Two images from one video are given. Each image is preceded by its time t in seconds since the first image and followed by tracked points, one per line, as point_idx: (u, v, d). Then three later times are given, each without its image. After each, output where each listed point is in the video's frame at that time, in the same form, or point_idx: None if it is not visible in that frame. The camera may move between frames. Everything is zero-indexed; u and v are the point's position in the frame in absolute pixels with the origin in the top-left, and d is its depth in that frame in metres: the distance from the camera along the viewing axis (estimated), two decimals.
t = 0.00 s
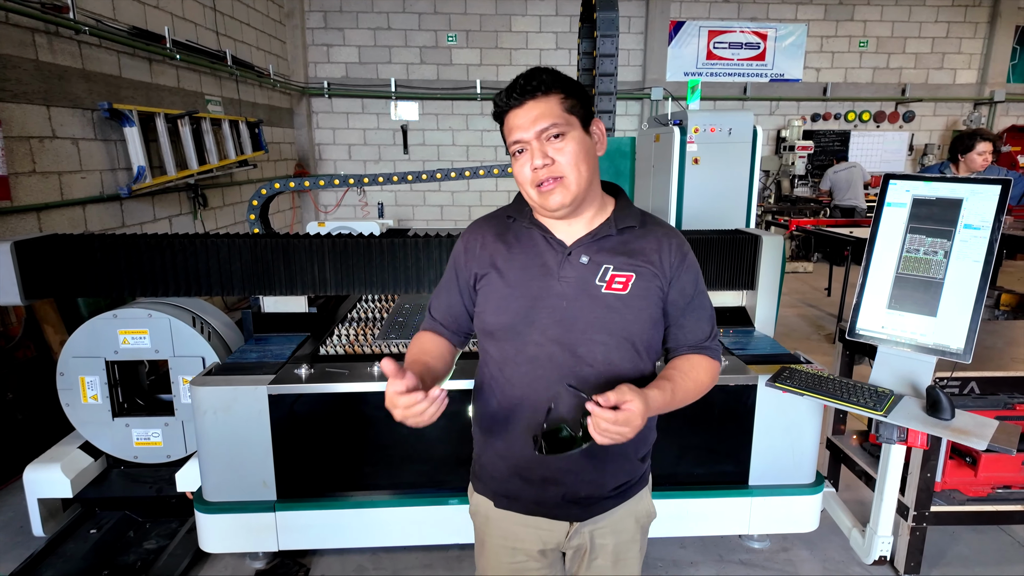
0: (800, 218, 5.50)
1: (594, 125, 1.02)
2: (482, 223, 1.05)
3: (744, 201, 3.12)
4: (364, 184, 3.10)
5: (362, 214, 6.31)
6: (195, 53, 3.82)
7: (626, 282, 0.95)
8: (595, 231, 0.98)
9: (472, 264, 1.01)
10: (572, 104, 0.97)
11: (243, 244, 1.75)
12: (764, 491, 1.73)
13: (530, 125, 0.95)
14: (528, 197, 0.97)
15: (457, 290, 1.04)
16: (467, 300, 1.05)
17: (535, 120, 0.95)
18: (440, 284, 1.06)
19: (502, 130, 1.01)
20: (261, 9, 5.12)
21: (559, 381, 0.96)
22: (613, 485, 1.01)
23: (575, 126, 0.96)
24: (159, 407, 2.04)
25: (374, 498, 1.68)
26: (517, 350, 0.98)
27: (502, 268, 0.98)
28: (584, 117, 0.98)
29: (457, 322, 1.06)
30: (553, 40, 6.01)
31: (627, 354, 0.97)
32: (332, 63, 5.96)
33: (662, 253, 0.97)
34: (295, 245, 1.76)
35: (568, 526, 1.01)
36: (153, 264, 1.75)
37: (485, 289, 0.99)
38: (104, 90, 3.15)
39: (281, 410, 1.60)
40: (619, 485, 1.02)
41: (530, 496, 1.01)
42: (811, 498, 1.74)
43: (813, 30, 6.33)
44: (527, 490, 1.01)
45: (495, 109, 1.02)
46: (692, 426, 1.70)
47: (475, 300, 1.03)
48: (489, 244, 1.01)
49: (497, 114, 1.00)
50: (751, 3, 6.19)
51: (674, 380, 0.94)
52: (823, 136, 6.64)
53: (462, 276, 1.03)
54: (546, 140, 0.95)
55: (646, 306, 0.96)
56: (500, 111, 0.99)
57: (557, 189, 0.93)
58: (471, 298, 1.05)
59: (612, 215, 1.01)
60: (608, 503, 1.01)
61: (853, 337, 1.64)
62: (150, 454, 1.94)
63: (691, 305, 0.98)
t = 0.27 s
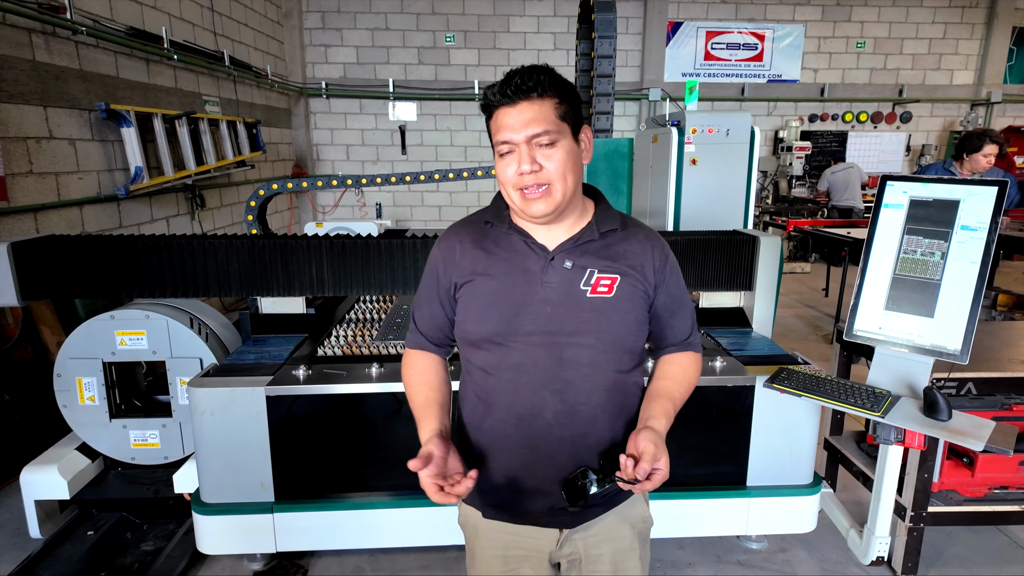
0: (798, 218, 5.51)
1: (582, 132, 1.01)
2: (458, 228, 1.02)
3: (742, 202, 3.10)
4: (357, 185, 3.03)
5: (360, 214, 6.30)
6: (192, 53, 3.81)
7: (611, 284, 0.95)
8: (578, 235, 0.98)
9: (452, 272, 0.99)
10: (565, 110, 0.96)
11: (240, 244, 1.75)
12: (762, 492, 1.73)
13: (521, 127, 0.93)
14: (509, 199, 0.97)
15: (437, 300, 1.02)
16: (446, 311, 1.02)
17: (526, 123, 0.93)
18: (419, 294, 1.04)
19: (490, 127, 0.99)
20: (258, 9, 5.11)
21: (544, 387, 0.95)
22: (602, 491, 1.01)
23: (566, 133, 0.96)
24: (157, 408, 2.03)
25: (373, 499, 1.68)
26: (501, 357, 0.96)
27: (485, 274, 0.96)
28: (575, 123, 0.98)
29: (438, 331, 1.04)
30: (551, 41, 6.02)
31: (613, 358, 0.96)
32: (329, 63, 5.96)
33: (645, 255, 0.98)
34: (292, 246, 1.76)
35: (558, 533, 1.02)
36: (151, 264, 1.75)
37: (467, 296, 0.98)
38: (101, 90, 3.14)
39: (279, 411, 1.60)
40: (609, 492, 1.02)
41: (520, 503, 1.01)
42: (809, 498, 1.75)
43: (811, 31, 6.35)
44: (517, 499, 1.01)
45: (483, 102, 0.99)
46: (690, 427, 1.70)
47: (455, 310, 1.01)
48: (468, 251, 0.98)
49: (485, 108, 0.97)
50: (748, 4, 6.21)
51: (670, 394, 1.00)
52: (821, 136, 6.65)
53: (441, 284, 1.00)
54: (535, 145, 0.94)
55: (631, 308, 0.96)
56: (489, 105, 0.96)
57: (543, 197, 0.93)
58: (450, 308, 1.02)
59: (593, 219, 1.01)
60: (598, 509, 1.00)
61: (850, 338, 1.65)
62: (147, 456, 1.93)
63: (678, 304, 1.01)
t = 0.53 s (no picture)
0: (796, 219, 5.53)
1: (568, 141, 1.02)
2: (440, 236, 1.01)
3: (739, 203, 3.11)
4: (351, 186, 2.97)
5: (359, 215, 6.31)
6: (191, 54, 3.82)
7: (595, 290, 0.96)
8: (561, 243, 0.98)
9: (437, 281, 0.98)
10: (554, 119, 0.96)
11: (239, 245, 1.75)
12: (759, 491, 1.74)
13: (512, 136, 0.93)
14: (497, 208, 0.97)
15: (422, 310, 1.00)
16: (432, 322, 1.02)
17: (517, 131, 0.92)
18: (401, 304, 1.02)
19: (477, 132, 0.98)
20: (257, 10, 5.12)
21: (528, 392, 0.96)
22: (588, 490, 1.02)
23: (555, 142, 0.96)
24: (156, 408, 2.03)
25: (371, 499, 1.69)
26: (487, 363, 0.97)
27: (471, 284, 0.96)
28: (563, 132, 0.98)
29: (424, 341, 1.03)
30: (549, 42, 6.03)
31: (597, 363, 0.97)
32: (328, 64, 5.96)
33: (628, 261, 0.99)
34: (291, 247, 1.76)
35: (546, 532, 1.04)
36: (151, 265, 1.75)
37: (453, 306, 0.97)
38: (99, 91, 3.15)
39: (278, 411, 1.60)
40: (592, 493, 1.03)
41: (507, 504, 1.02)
42: (805, 497, 1.76)
43: (808, 32, 6.37)
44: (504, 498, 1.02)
45: (471, 106, 0.97)
46: (688, 427, 1.71)
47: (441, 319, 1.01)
48: (453, 261, 0.97)
49: (473, 113, 0.96)
50: (746, 5, 6.22)
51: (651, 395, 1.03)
52: (818, 137, 6.67)
53: (426, 295, 0.99)
54: (526, 154, 0.93)
55: (615, 314, 0.97)
56: (477, 110, 0.95)
57: (532, 208, 0.94)
58: (437, 316, 1.01)
59: (578, 224, 1.01)
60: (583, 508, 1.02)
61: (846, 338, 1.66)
62: (146, 456, 1.93)
63: (662, 307, 1.02)
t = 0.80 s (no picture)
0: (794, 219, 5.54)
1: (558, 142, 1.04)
2: (435, 238, 1.03)
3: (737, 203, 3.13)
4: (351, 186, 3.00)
5: (357, 215, 6.32)
6: (189, 54, 3.82)
7: (579, 291, 0.95)
8: (549, 241, 0.98)
9: (431, 281, 1.00)
10: (546, 116, 1.00)
11: (238, 246, 1.76)
12: (756, 490, 1.75)
13: (507, 123, 0.95)
14: (489, 197, 0.97)
15: (418, 310, 1.03)
16: (426, 319, 1.04)
17: (511, 119, 0.95)
18: (399, 303, 1.05)
19: (471, 124, 1.00)
20: (255, 10, 5.12)
21: (512, 393, 0.96)
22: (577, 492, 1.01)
23: (547, 137, 0.98)
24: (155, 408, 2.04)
25: (370, 498, 1.69)
26: (473, 364, 0.98)
27: (458, 283, 0.97)
28: (553, 130, 1.01)
29: (422, 341, 1.05)
30: (547, 42, 6.04)
31: (583, 364, 0.96)
32: (326, 64, 5.96)
33: (616, 260, 0.97)
34: (289, 247, 1.77)
35: (535, 532, 1.02)
36: (149, 265, 1.76)
37: (442, 305, 0.99)
38: (98, 91, 3.15)
39: (277, 411, 1.61)
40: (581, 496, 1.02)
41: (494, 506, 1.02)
42: (802, 496, 1.76)
43: (806, 33, 6.38)
44: (491, 502, 1.02)
45: (466, 100, 1.00)
46: (685, 426, 1.72)
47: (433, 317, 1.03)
48: (443, 260, 0.99)
49: (469, 105, 0.99)
50: (744, 5, 6.23)
51: (635, 399, 0.97)
52: (816, 137, 6.69)
53: (421, 295, 1.02)
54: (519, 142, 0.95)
55: (601, 315, 0.95)
56: (473, 101, 0.98)
57: (525, 193, 0.94)
58: (431, 315, 1.03)
59: (567, 223, 1.00)
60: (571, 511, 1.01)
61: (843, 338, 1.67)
62: (146, 456, 1.94)
63: (653, 309, 0.99)
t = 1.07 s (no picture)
0: (791, 219, 5.55)
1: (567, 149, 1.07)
2: (439, 232, 1.06)
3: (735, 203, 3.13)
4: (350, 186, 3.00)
5: (356, 215, 6.32)
6: (187, 54, 3.82)
7: (568, 286, 0.93)
8: (543, 234, 0.97)
9: (429, 275, 1.02)
10: (563, 117, 1.02)
11: (235, 245, 1.76)
12: (754, 488, 1.75)
13: (526, 112, 0.97)
14: (492, 180, 0.97)
15: (416, 300, 1.07)
16: (424, 311, 1.07)
17: (530, 109, 0.97)
18: (402, 296, 1.09)
19: (490, 109, 1.02)
20: (253, 10, 5.11)
21: (501, 390, 0.97)
22: (570, 490, 1.01)
23: (561, 135, 1.01)
24: (154, 408, 2.04)
25: (369, 497, 1.70)
26: (464, 359, 0.99)
27: (451, 277, 0.99)
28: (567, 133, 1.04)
29: (417, 330, 1.09)
30: (546, 42, 6.05)
31: (571, 360, 0.94)
32: (325, 63, 5.96)
33: (608, 253, 0.94)
34: (288, 247, 1.77)
35: (532, 527, 1.01)
36: (146, 263, 1.76)
37: (437, 298, 1.01)
38: (97, 91, 3.15)
39: (275, 410, 1.61)
40: (577, 492, 1.01)
41: (488, 502, 1.02)
42: (800, 495, 1.77)
43: (804, 33, 6.39)
44: (486, 498, 1.02)
45: (491, 86, 1.03)
46: (683, 424, 1.72)
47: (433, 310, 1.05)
48: (440, 253, 1.01)
49: (493, 91, 1.01)
50: (742, 5, 6.23)
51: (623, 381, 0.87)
52: (814, 137, 6.70)
53: (420, 287, 1.05)
54: (533, 131, 0.97)
55: (589, 310, 0.93)
56: (498, 87, 1.01)
57: (530, 179, 0.94)
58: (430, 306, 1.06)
59: (563, 217, 0.99)
60: (564, 509, 1.00)
61: (841, 337, 1.67)
62: (144, 455, 1.94)
63: (643, 304, 0.93)
